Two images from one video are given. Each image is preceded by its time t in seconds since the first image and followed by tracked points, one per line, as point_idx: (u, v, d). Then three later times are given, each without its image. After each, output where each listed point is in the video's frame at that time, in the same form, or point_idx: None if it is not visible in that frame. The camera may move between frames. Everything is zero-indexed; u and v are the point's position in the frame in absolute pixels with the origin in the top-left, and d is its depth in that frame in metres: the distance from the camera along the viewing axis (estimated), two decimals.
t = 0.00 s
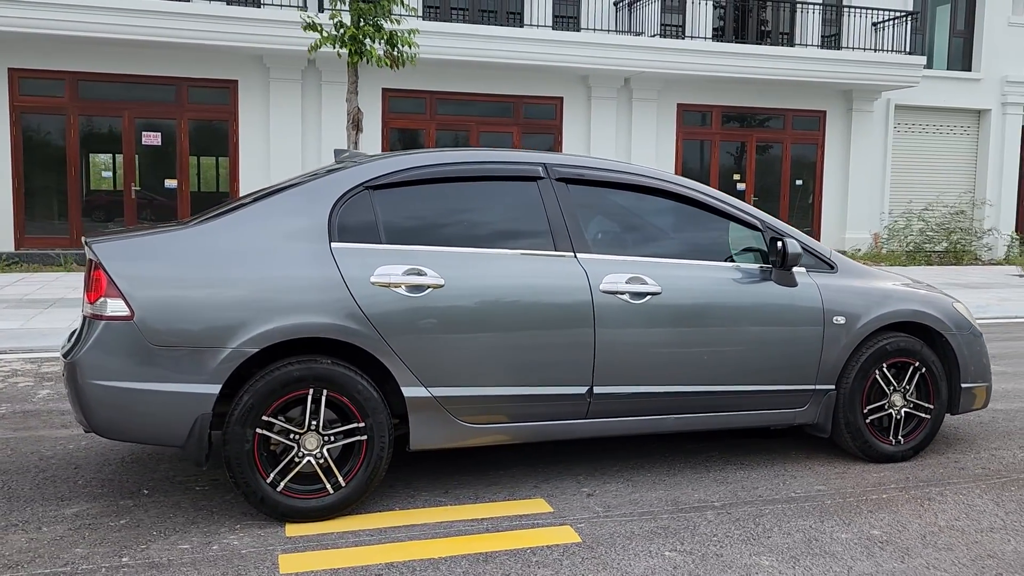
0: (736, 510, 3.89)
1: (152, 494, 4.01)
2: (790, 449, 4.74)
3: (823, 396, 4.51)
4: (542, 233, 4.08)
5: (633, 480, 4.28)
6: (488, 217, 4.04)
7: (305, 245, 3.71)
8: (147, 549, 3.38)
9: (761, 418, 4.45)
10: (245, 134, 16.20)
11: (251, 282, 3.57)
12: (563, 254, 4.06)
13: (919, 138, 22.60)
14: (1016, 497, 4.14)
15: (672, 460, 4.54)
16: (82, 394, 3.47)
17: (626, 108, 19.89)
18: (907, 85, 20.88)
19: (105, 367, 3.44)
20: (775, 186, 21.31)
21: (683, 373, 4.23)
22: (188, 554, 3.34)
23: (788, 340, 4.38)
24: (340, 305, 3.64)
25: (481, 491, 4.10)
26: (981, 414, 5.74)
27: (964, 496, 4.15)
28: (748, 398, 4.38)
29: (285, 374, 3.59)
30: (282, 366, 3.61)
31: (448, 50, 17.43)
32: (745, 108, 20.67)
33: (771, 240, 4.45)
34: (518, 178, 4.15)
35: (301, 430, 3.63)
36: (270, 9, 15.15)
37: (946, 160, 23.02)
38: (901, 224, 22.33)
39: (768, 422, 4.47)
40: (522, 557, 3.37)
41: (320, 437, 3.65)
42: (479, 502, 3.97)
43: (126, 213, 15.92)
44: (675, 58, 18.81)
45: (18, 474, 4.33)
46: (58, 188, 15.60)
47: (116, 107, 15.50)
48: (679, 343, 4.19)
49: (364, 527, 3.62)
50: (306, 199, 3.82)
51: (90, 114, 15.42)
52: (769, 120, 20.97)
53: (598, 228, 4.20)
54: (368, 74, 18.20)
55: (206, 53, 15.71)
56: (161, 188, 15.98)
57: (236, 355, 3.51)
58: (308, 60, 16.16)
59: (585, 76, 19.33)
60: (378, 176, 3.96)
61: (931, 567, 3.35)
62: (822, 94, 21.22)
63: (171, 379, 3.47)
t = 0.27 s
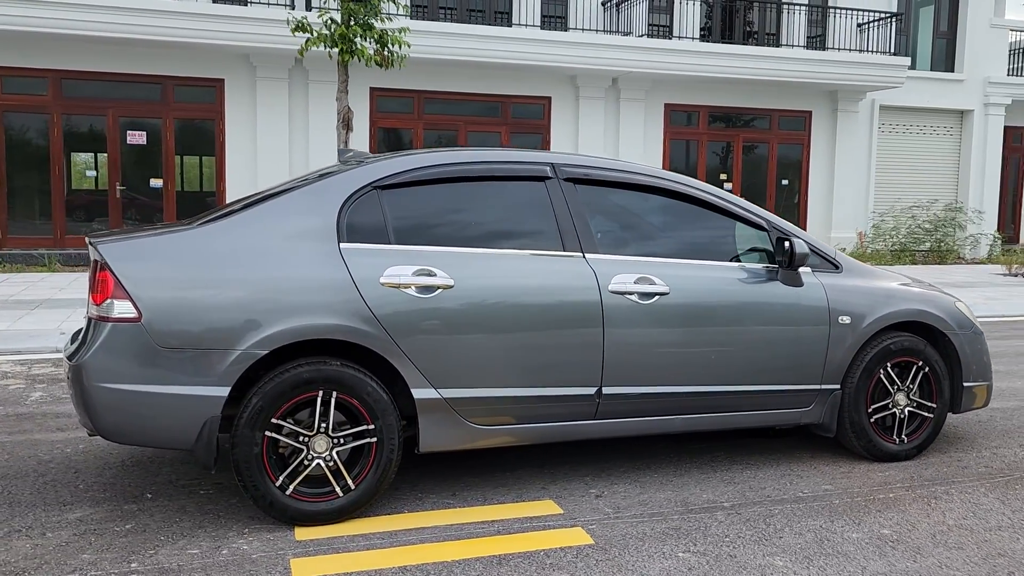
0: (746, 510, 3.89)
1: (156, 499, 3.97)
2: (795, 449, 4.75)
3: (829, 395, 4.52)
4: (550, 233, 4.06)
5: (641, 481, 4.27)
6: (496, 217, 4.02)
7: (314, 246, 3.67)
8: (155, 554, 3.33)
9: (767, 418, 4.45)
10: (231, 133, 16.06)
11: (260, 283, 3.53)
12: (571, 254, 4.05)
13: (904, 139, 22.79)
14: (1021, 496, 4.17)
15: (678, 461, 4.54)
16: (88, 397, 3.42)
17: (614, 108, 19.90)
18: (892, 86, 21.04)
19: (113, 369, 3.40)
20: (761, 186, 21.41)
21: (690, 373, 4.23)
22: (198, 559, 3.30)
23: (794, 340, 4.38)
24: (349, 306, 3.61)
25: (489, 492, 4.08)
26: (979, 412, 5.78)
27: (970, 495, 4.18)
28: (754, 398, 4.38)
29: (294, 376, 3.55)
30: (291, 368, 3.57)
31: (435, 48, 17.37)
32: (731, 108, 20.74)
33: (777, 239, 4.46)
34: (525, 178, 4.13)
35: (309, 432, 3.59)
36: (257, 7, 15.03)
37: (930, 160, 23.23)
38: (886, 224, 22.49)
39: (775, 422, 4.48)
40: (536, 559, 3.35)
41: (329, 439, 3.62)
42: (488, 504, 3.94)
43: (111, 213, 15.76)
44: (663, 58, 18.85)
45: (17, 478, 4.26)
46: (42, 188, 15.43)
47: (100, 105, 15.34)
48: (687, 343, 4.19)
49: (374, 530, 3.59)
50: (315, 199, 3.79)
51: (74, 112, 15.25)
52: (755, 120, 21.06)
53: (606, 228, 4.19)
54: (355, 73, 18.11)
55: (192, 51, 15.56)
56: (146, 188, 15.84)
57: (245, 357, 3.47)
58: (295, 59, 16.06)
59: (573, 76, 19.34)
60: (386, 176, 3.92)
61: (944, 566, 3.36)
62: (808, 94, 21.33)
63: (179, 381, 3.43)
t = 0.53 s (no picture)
0: (758, 513, 3.90)
1: (163, 506, 3.91)
2: (800, 450, 4.77)
3: (835, 397, 4.54)
4: (561, 236, 4.04)
5: (650, 484, 4.27)
6: (507, 220, 4.00)
7: (325, 249, 3.63)
8: (169, 562, 3.29)
9: (774, 419, 4.47)
10: (216, 133, 15.91)
11: (273, 287, 3.48)
12: (582, 258, 4.04)
13: (886, 139, 23.01)
14: None
15: (685, 463, 4.54)
16: (98, 405, 3.36)
17: (600, 108, 19.93)
18: (875, 87, 21.22)
19: (123, 376, 3.33)
20: (746, 186, 21.52)
21: (699, 376, 4.23)
22: (212, 567, 3.26)
23: (801, 342, 4.40)
24: (362, 309, 3.58)
25: (500, 497, 4.06)
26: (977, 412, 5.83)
27: (976, 495, 4.21)
28: (762, 400, 4.39)
29: (308, 381, 3.51)
30: (303, 372, 3.53)
31: (422, 48, 17.29)
32: (716, 108, 20.82)
33: (785, 242, 4.48)
34: (535, 180, 4.10)
35: (322, 438, 3.56)
36: (243, 6, 14.89)
37: (912, 161, 23.48)
38: (869, 223, 22.68)
39: (782, 423, 4.49)
40: (554, 564, 3.34)
41: (342, 445, 3.59)
42: (500, 509, 3.92)
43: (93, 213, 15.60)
44: (649, 59, 18.90)
45: (19, 486, 4.19)
46: (23, 188, 15.24)
47: (83, 104, 15.17)
48: (696, 346, 4.19)
49: (387, 536, 3.57)
50: (326, 201, 3.74)
51: (56, 111, 15.07)
52: (739, 120, 21.18)
53: (616, 231, 4.18)
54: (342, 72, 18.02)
55: (176, 50, 15.40)
56: (130, 187, 15.70)
57: (258, 362, 3.43)
58: (280, 58, 15.93)
59: (560, 76, 19.35)
60: (396, 178, 3.89)
61: (958, 567, 3.38)
62: (793, 95, 21.47)
63: (191, 387, 3.37)
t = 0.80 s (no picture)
0: (773, 512, 3.93)
1: (179, 509, 3.88)
2: (808, 450, 4.81)
3: (843, 397, 4.58)
4: (576, 238, 4.06)
5: (664, 485, 4.28)
6: (523, 221, 4.01)
7: (344, 251, 3.61)
8: (191, 568, 3.27)
9: (784, 419, 4.50)
10: (202, 132, 15.78)
11: (293, 289, 3.47)
12: (596, 259, 4.05)
13: (868, 140, 23.25)
14: None
15: (695, 464, 4.57)
16: (117, 408, 3.34)
17: (587, 108, 19.98)
18: (857, 88, 21.44)
19: (143, 380, 3.31)
20: (730, 186, 21.65)
21: (712, 377, 4.26)
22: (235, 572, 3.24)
23: (811, 343, 4.44)
24: (382, 312, 3.57)
25: (515, 498, 4.06)
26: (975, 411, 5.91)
27: (984, 493, 4.27)
28: (773, 401, 4.43)
29: (328, 384, 3.49)
30: (323, 375, 3.51)
31: (410, 48, 17.25)
32: (701, 109, 20.92)
33: (795, 243, 4.52)
34: (550, 182, 4.11)
35: (342, 441, 3.55)
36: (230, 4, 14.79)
37: (893, 161, 23.74)
38: (851, 223, 22.90)
39: (791, 423, 4.53)
40: (577, 566, 3.35)
41: (362, 448, 3.57)
42: (516, 510, 3.93)
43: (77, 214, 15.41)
44: (635, 60, 18.98)
45: (29, 490, 4.14)
46: (5, 188, 15.04)
47: (66, 103, 14.99)
48: (709, 347, 4.22)
49: (408, 539, 3.56)
50: (344, 203, 3.73)
51: (39, 111, 14.89)
52: (724, 121, 21.31)
53: (629, 233, 4.19)
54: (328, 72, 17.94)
55: (161, 49, 15.25)
56: (114, 188, 15.54)
57: (278, 366, 3.41)
58: (266, 57, 15.83)
59: (547, 76, 19.39)
60: (413, 180, 3.88)
61: (975, 565, 3.43)
62: (777, 96, 21.63)
63: (212, 391, 3.36)
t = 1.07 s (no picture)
0: (787, 509, 3.99)
1: (199, 511, 3.88)
2: (815, 448, 4.89)
3: (851, 396, 4.66)
4: (592, 239, 4.10)
5: (677, 483, 4.34)
6: (543, 223, 4.04)
7: (367, 253, 3.63)
8: (218, 570, 3.28)
9: (794, 417, 4.57)
10: (187, 132, 15.66)
11: (319, 291, 3.49)
12: (612, 260, 4.10)
13: (849, 140, 23.51)
14: None
15: (707, 462, 4.63)
16: (143, 411, 3.34)
17: (573, 108, 20.04)
18: (839, 89, 21.67)
19: (169, 381, 3.32)
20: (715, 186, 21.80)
21: (725, 376, 4.31)
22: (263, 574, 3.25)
23: (821, 343, 4.51)
24: (405, 314, 3.59)
25: (533, 497, 4.10)
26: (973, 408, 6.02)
27: (990, 488, 4.36)
28: (783, 399, 4.49)
29: (354, 385, 3.51)
30: (347, 377, 3.53)
31: (397, 47, 17.21)
32: (685, 109, 21.06)
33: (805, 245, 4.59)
34: (567, 184, 4.14)
35: (366, 442, 3.56)
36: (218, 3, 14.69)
37: (875, 161, 24.01)
38: (834, 223, 23.13)
39: (801, 421, 4.60)
40: (602, 564, 3.39)
41: (385, 448, 3.59)
42: (535, 509, 3.96)
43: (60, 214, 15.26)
44: (621, 60, 19.06)
45: (44, 494, 4.12)
46: None
47: (49, 102, 14.84)
48: (722, 346, 4.27)
49: (432, 539, 3.59)
50: (366, 205, 3.75)
51: (22, 110, 14.73)
52: (709, 121, 21.46)
53: (645, 234, 4.24)
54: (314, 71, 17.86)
55: (147, 48, 15.13)
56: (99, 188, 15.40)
57: (304, 368, 3.43)
58: (252, 57, 15.74)
59: (533, 77, 19.43)
60: (433, 182, 3.90)
61: (988, 558, 3.51)
62: (760, 97, 21.80)
63: (238, 393, 3.37)
